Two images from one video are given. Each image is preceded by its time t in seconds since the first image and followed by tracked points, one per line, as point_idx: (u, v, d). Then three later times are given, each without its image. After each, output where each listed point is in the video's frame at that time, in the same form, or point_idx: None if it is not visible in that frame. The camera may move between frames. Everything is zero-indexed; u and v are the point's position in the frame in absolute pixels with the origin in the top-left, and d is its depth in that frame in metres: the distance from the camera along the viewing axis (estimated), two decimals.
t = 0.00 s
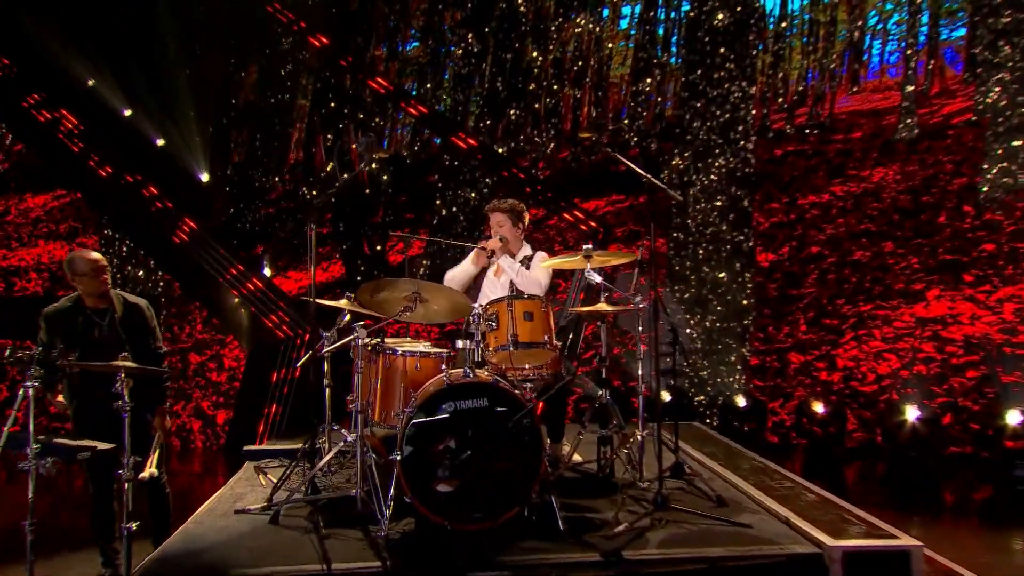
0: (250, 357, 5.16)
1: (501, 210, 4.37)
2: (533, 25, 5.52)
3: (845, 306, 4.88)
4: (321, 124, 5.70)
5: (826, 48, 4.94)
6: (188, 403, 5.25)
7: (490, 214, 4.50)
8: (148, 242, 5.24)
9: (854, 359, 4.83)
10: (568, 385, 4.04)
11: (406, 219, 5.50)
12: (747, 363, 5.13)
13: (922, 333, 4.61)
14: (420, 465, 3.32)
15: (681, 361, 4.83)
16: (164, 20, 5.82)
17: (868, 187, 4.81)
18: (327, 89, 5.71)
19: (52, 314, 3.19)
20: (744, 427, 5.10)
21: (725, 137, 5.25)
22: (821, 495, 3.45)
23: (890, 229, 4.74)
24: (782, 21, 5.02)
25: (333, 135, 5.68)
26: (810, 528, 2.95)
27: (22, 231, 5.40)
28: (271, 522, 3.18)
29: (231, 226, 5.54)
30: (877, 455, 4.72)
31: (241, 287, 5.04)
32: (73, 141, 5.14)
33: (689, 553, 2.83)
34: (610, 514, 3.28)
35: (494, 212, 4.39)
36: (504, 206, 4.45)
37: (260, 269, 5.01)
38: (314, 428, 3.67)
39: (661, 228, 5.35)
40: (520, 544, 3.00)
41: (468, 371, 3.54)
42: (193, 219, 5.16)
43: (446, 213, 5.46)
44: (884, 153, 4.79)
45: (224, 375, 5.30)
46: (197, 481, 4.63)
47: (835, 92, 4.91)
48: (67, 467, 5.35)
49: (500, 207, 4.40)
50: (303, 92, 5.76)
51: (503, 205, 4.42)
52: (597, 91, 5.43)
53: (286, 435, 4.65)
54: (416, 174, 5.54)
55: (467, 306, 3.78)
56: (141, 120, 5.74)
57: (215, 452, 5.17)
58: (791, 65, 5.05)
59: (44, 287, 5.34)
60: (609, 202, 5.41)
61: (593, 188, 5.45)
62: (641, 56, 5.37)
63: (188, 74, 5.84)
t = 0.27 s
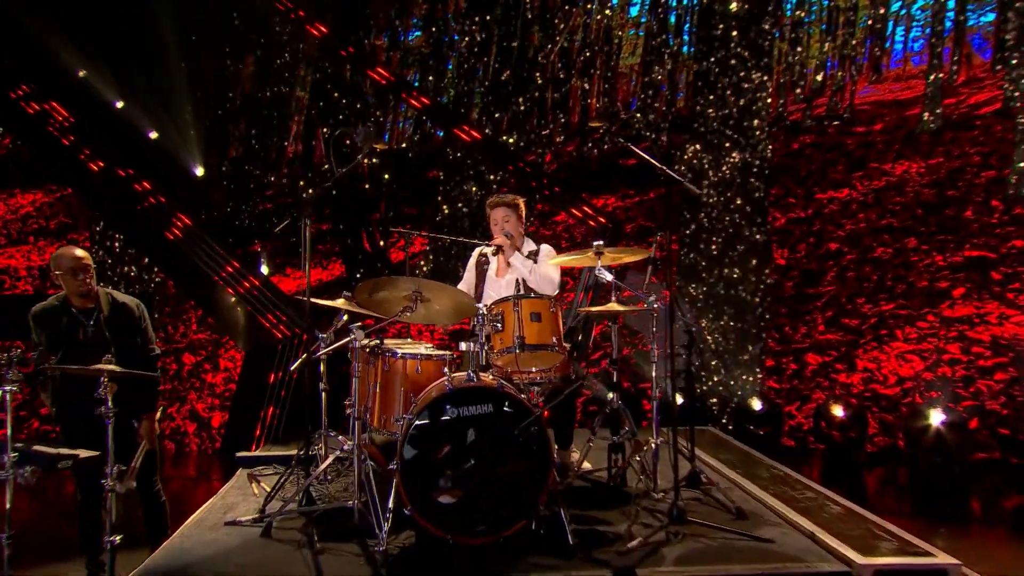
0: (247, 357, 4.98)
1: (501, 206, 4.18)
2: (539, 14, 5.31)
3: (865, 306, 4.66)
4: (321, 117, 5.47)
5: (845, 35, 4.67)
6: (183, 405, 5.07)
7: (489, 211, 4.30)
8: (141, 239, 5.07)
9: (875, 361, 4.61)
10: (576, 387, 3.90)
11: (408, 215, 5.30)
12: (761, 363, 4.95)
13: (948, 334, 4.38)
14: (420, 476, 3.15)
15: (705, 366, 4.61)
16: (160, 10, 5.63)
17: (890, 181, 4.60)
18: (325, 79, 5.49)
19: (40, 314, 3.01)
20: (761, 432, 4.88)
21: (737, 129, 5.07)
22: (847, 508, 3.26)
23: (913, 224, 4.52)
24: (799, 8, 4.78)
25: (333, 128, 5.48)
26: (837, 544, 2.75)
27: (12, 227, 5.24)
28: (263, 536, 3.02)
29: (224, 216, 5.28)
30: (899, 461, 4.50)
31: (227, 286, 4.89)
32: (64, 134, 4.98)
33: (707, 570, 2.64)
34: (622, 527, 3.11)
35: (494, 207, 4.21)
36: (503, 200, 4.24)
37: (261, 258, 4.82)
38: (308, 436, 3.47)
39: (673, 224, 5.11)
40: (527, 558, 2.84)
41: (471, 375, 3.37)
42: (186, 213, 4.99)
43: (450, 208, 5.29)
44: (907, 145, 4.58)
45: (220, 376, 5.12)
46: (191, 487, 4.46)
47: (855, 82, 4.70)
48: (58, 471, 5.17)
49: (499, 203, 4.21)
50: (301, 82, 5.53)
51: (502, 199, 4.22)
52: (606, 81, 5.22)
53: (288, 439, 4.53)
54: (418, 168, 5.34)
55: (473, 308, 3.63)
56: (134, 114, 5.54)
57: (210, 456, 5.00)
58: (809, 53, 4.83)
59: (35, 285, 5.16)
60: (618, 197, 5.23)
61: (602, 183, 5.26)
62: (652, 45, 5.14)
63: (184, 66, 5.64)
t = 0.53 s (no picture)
0: (239, 358, 4.78)
1: (508, 200, 4.13)
2: (544, 4, 5.13)
3: (884, 306, 4.47)
4: (317, 111, 5.29)
5: (864, 23, 4.48)
6: (174, 409, 4.87)
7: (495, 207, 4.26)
8: (133, 236, 4.88)
9: (894, 363, 4.42)
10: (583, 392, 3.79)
11: (407, 212, 5.10)
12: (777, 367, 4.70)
13: (971, 335, 4.21)
14: (420, 484, 2.99)
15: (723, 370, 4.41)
16: None
17: (910, 176, 4.42)
18: (323, 72, 5.32)
19: (39, 311, 2.95)
20: (775, 437, 4.67)
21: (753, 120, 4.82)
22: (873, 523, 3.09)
23: (934, 221, 4.34)
24: None
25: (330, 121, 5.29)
26: (866, 562, 2.58)
27: None
28: (252, 553, 2.83)
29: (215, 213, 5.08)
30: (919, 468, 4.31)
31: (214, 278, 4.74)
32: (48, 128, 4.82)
33: None
34: (635, 543, 2.93)
35: (500, 202, 4.16)
36: (510, 196, 4.20)
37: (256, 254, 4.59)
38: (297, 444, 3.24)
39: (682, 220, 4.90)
40: None
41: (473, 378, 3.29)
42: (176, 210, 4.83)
43: (450, 205, 5.09)
44: (927, 139, 4.40)
45: (210, 379, 4.88)
46: (181, 495, 4.26)
47: (873, 74, 4.51)
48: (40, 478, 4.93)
49: (506, 197, 4.17)
50: (296, 74, 5.34)
51: (508, 195, 4.18)
52: (613, 73, 5.03)
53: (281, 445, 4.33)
54: (417, 163, 5.15)
55: (476, 306, 3.44)
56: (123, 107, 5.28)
57: (200, 463, 4.79)
58: (825, 43, 4.65)
59: (18, 283, 4.91)
60: (625, 192, 5.04)
61: (608, 179, 5.06)
62: (661, 36, 4.97)
63: (175, 57, 5.41)
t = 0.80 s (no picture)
0: (230, 360, 4.59)
1: (512, 195, 3.96)
2: None
3: (902, 306, 4.28)
4: (312, 104, 5.11)
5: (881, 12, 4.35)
6: (161, 413, 4.67)
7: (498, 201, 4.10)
8: (121, 233, 4.70)
9: (912, 366, 4.23)
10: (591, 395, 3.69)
11: (405, 208, 4.90)
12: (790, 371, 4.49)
13: (993, 337, 4.07)
14: (418, 490, 2.83)
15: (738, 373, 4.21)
16: None
17: (930, 172, 4.26)
18: (318, 64, 5.13)
19: (45, 307, 3.03)
20: (788, 443, 4.47)
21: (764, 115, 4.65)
22: (901, 536, 2.94)
23: (954, 219, 4.19)
24: None
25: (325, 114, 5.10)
26: None
27: None
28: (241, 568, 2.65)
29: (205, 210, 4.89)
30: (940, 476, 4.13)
31: (207, 275, 4.60)
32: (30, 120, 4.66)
33: None
34: (648, 558, 2.76)
35: (503, 197, 4.00)
36: (514, 190, 4.05)
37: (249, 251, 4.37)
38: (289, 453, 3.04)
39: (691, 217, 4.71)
40: None
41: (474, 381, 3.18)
42: (165, 206, 4.70)
43: (449, 202, 4.89)
44: (948, 134, 4.25)
45: (199, 382, 4.69)
46: (166, 504, 4.05)
47: (892, 63, 4.36)
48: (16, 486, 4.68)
49: (510, 192, 4.01)
50: (290, 66, 5.15)
51: (513, 189, 4.03)
52: (619, 65, 4.85)
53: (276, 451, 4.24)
54: (416, 158, 4.96)
55: (478, 304, 3.29)
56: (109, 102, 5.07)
57: (187, 469, 4.58)
58: (840, 33, 4.47)
59: None
60: (631, 188, 4.84)
61: (614, 175, 4.87)
62: (669, 25, 4.79)
63: (166, 48, 5.22)
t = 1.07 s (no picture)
0: (223, 363, 4.44)
1: (520, 191, 3.78)
2: None
3: (920, 307, 4.12)
4: (308, 98, 4.95)
5: None
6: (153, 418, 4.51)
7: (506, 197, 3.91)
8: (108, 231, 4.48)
9: (931, 370, 4.07)
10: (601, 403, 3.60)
11: (403, 205, 4.73)
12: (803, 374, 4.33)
13: (1015, 339, 3.92)
14: (418, 496, 2.67)
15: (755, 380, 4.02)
16: None
17: (949, 167, 4.10)
18: (313, 57, 4.97)
19: (49, 306, 2.93)
20: (801, 448, 4.33)
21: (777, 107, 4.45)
22: (928, 551, 2.79)
23: (974, 216, 4.03)
24: None
25: (322, 109, 4.94)
26: None
27: None
28: None
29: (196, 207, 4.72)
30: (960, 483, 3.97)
31: (199, 274, 4.41)
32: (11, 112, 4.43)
33: None
34: None
35: (511, 194, 3.82)
36: (521, 187, 3.86)
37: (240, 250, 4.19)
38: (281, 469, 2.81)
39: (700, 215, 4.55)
40: None
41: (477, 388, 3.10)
42: (155, 203, 4.49)
43: (449, 198, 4.72)
44: (968, 128, 4.09)
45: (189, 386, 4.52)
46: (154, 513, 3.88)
47: (909, 53, 4.20)
48: None
49: (517, 188, 3.84)
50: (284, 60, 4.99)
51: (520, 186, 3.86)
52: (625, 57, 4.69)
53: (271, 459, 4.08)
54: (415, 154, 4.80)
55: (480, 307, 3.15)
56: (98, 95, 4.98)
57: (177, 476, 4.40)
58: (856, 23, 4.32)
59: None
60: (637, 184, 4.68)
61: (620, 171, 4.71)
62: (677, 16, 4.61)
63: (155, 40, 5.06)
